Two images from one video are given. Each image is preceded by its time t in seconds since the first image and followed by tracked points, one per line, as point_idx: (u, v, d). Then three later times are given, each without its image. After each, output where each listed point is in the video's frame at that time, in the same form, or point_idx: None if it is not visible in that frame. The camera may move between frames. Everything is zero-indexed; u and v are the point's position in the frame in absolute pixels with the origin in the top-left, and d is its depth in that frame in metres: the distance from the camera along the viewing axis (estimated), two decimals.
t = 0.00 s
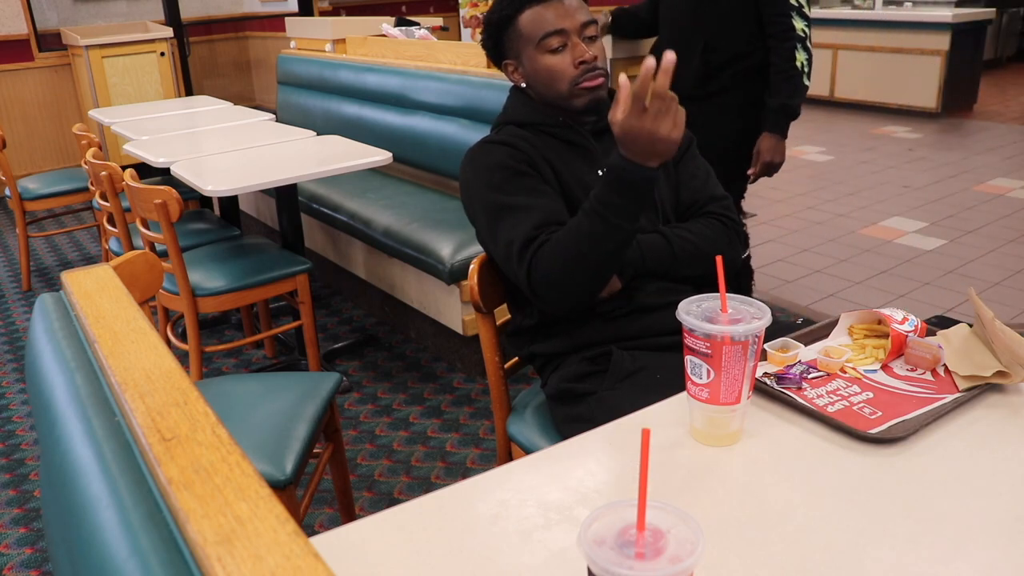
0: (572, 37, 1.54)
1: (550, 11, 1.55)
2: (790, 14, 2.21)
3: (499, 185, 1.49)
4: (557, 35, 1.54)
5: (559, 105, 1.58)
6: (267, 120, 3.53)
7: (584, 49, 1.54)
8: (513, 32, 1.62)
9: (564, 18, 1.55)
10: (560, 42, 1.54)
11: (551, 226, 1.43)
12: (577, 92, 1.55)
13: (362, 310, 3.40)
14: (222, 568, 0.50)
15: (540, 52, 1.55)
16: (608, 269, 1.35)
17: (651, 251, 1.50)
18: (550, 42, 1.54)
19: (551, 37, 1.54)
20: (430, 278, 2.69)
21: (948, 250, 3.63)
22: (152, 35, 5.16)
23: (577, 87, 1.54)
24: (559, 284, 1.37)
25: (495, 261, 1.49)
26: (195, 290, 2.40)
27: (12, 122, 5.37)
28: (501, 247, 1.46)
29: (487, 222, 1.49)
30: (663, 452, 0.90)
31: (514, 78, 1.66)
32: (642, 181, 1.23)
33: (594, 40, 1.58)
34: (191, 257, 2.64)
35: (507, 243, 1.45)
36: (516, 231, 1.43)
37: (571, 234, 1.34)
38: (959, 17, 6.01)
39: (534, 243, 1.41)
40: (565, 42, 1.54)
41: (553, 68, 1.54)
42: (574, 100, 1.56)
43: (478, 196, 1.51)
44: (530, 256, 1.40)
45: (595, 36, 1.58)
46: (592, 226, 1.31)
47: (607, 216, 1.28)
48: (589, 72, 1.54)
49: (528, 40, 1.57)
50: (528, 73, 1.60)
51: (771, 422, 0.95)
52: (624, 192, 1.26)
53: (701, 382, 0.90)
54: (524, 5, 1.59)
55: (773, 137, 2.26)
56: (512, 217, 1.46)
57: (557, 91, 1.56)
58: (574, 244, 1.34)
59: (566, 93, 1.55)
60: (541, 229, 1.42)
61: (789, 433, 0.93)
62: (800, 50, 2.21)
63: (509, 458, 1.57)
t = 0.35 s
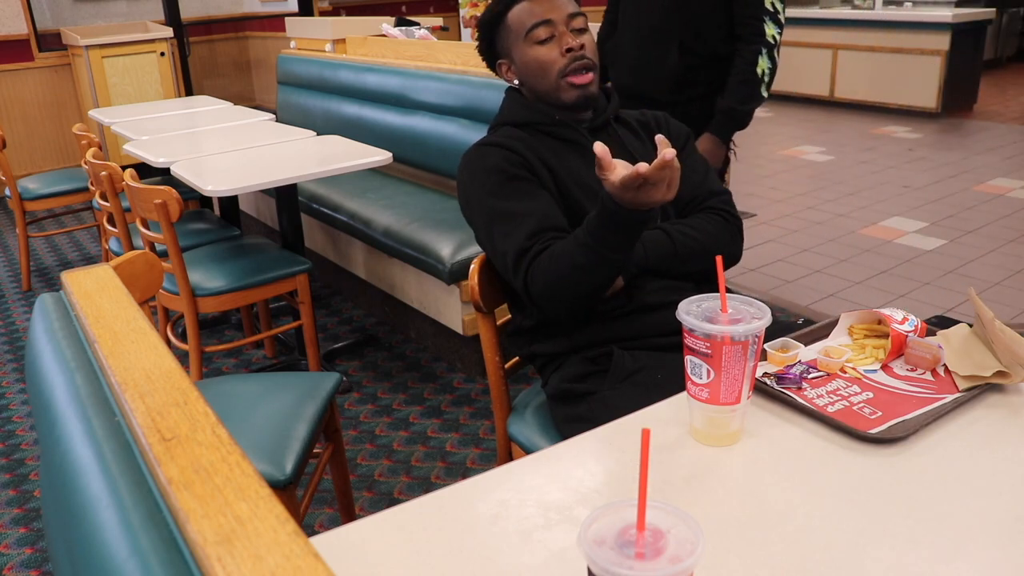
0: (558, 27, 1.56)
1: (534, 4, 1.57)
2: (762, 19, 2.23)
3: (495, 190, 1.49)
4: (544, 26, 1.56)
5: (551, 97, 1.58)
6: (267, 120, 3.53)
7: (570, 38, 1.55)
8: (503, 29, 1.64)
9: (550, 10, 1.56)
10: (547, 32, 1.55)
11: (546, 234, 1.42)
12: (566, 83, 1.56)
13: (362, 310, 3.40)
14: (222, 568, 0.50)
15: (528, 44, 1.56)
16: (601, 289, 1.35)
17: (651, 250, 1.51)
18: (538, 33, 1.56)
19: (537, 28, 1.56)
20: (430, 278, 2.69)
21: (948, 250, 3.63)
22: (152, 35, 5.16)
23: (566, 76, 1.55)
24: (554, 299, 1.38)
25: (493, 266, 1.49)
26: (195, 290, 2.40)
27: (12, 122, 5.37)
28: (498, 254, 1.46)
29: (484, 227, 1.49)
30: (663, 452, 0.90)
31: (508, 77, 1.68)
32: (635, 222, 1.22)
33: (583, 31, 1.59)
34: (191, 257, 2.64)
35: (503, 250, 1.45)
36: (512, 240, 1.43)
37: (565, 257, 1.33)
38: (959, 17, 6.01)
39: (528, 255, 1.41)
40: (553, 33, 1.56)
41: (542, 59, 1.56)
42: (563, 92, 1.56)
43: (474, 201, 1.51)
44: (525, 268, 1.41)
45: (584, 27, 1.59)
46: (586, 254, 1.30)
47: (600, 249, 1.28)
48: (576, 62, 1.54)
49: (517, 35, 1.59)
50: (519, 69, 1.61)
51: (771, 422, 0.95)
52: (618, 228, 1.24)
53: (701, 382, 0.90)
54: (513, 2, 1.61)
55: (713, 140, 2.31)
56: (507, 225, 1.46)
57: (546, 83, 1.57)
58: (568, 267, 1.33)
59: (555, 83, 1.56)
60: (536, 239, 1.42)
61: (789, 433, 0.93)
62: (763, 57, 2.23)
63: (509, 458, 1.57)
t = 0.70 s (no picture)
0: (549, 25, 1.56)
1: (524, 3, 1.57)
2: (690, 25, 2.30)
3: (491, 189, 1.49)
4: (534, 25, 1.56)
5: (544, 95, 1.58)
6: (267, 120, 3.53)
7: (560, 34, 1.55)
8: (494, 31, 1.64)
9: (540, 10, 1.57)
10: (538, 30, 1.56)
11: (542, 232, 1.43)
12: (556, 80, 1.55)
13: (362, 310, 3.40)
14: (222, 568, 0.51)
15: (519, 44, 1.56)
16: (598, 284, 1.36)
17: (649, 248, 1.50)
18: (528, 32, 1.56)
19: (528, 27, 1.56)
20: (430, 278, 2.69)
21: (948, 250, 3.63)
22: (152, 35, 5.16)
23: (557, 72, 1.55)
24: (551, 296, 1.38)
25: (491, 265, 1.49)
26: (195, 290, 2.40)
27: (12, 122, 5.36)
28: (495, 253, 1.46)
29: (480, 226, 1.49)
30: (663, 452, 0.90)
31: (501, 79, 1.68)
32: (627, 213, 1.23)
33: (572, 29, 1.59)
34: (191, 257, 2.64)
35: (500, 248, 1.45)
36: (508, 239, 1.43)
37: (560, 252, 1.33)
38: (959, 17, 6.01)
39: (525, 252, 1.41)
40: (543, 32, 1.56)
41: (533, 58, 1.55)
42: (555, 87, 1.56)
43: (470, 201, 1.51)
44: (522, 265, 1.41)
45: (573, 25, 1.60)
46: (580, 247, 1.30)
47: (594, 241, 1.28)
48: (567, 58, 1.54)
49: (508, 35, 1.59)
50: (512, 70, 1.61)
51: (771, 422, 0.95)
52: (610, 220, 1.25)
53: (701, 382, 0.90)
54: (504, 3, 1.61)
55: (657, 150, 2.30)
56: (504, 224, 1.46)
57: (538, 80, 1.57)
58: (563, 262, 1.33)
59: (547, 80, 1.56)
60: (532, 237, 1.42)
61: (789, 433, 0.93)
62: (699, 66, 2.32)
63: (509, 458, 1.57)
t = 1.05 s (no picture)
0: (554, 27, 1.56)
1: (530, 4, 1.56)
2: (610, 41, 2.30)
3: (491, 190, 1.49)
4: (539, 26, 1.55)
5: (546, 97, 1.58)
6: (267, 120, 3.53)
7: (565, 38, 1.55)
8: (497, 31, 1.63)
9: (546, 10, 1.56)
10: (543, 32, 1.55)
11: (543, 232, 1.43)
12: (560, 84, 1.55)
13: (362, 310, 3.39)
14: (222, 568, 0.50)
15: (524, 44, 1.56)
16: (598, 284, 1.36)
17: (650, 249, 1.50)
18: (533, 33, 1.55)
19: (532, 28, 1.55)
20: (430, 278, 2.69)
21: (948, 250, 3.63)
22: (152, 35, 5.16)
23: (561, 75, 1.55)
24: (551, 297, 1.38)
25: (492, 266, 1.49)
26: (195, 290, 2.40)
27: (12, 122, 5.37)
28: (495, 253, 1.46)
29: (480, 226, 1.49)
30: (663, 452, 0.90)
31: (503, 78, 1.67)
32: (624, 210, 1.22)
33: (576, 31, 1.59)
34: (191, 257, 2.64)
35: (500, 248, 1.45)
36: (508, 241, 1.43)
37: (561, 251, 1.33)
38: (959, 17, 6.00)
39: (526, 252, 1.41)
40: (547, 34, 1.55)
41: (537, 59, 1.55)
42: (558, 90, 1.56)
43: (471, 202, 1.51)
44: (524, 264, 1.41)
45: (578, 27, 1.59)
46: (579, 245, 1.30)
47: (593, 240, 1.28)
48: (571, 62, 1.54)
49: (512, 35, 1.58)
50: (515, 69, 1.61)
51: (771, 422, 0.95)
52: (608, 218, 1.25)
53: (701, 382, 0.90)
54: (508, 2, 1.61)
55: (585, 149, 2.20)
56: (504, 225, 1.45)
57: (542, 81, 1.56)
58: (563, 262, 1.33)
59: (550, 82, 1.56)
60: (533, 237, 1.42)
61: (789, 433, 0.93)
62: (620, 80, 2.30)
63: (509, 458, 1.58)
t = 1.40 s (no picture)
0: (556, 33, 1.54)
1: (533, 8, 1.54)
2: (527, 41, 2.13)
3: (493, 191, 1.49)
4: (541, 32, 1.54)
5: (546, 102, 1.57)
6: (267, 120, 3.53)
7: (567, 45, 1.53)
8: (499, 32, 1.61)
9: (547, 15, 1.54)
10: (544, 38, 1.53)
11: (546, 232, 1.43)
12: (561, 91, 1.55)
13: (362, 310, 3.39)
14: (222, 568, 0.51)
15: (525, 50, 1.54)
16: (601, 282, 1.36)
17: (651, 250, 1.50)
18: (534, 39, 1.53)
19: (534, 33, 1.53)
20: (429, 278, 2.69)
21: (948, 250, 3.63)
22: (152, 35, 5.16)
23: (560, 84, 1.54)
24: (552, 296, 1.37)
25: (492, 266, 1.49)
26: (195, 290, 2.40)
27: (12, 122, 5.36)
28: (496, 253, 1.46)
29: (481, 226, 1.49)
30: (663, 451, 0.90)
31: (503, 79, 1.66)
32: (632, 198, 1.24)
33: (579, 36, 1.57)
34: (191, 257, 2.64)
35: (501, 248, 1.44)
36: (510, 240, 1.43)
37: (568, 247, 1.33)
38: (959, 17, 6.00)
39: (528, 251, 1.41)
40: (549, 39, 1.54)
41: (538, 65, 1.54)
42: (558, 95, 1.55)
43: (472, 202, 1.51)
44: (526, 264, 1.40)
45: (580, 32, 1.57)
46: (584, 240, 1.30)
47: (599, 233, 1.29)
48: (573, 68, 1.53)
49: (514, 38, 1.56)
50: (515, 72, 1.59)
51: (771, 422, 0.95)
52: (614, 209, 1.26)
53: (701, 382, 0.90)
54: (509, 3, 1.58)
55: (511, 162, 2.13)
56: (505, 224, 1.45)
57: (542, 88, 1.56)
58: (567, 260, 1.33)
59: (551, 89, 1.55)
60: (536, 237, 1.42)
61: (789, 434, 0.93)
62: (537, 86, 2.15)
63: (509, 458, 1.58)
